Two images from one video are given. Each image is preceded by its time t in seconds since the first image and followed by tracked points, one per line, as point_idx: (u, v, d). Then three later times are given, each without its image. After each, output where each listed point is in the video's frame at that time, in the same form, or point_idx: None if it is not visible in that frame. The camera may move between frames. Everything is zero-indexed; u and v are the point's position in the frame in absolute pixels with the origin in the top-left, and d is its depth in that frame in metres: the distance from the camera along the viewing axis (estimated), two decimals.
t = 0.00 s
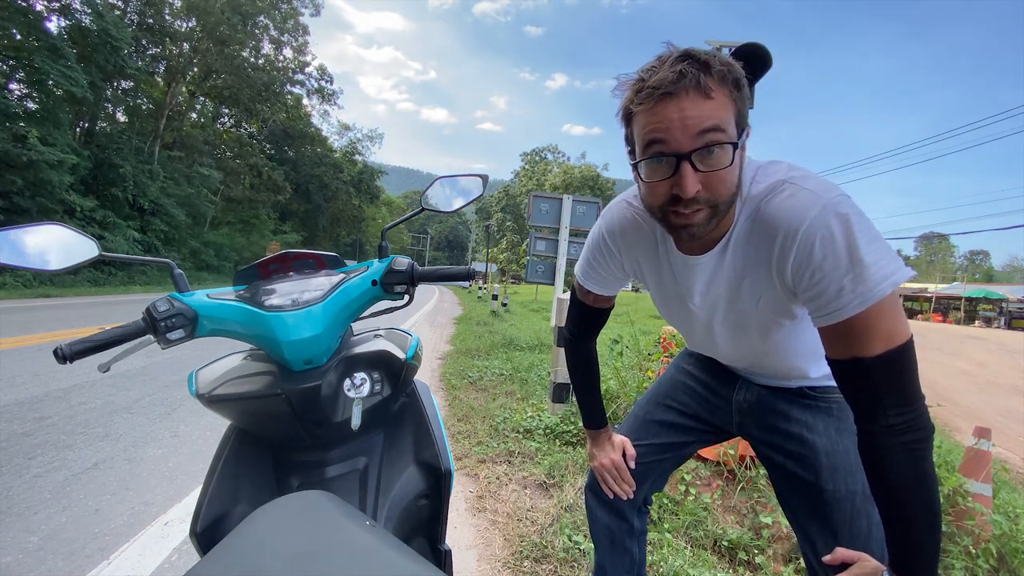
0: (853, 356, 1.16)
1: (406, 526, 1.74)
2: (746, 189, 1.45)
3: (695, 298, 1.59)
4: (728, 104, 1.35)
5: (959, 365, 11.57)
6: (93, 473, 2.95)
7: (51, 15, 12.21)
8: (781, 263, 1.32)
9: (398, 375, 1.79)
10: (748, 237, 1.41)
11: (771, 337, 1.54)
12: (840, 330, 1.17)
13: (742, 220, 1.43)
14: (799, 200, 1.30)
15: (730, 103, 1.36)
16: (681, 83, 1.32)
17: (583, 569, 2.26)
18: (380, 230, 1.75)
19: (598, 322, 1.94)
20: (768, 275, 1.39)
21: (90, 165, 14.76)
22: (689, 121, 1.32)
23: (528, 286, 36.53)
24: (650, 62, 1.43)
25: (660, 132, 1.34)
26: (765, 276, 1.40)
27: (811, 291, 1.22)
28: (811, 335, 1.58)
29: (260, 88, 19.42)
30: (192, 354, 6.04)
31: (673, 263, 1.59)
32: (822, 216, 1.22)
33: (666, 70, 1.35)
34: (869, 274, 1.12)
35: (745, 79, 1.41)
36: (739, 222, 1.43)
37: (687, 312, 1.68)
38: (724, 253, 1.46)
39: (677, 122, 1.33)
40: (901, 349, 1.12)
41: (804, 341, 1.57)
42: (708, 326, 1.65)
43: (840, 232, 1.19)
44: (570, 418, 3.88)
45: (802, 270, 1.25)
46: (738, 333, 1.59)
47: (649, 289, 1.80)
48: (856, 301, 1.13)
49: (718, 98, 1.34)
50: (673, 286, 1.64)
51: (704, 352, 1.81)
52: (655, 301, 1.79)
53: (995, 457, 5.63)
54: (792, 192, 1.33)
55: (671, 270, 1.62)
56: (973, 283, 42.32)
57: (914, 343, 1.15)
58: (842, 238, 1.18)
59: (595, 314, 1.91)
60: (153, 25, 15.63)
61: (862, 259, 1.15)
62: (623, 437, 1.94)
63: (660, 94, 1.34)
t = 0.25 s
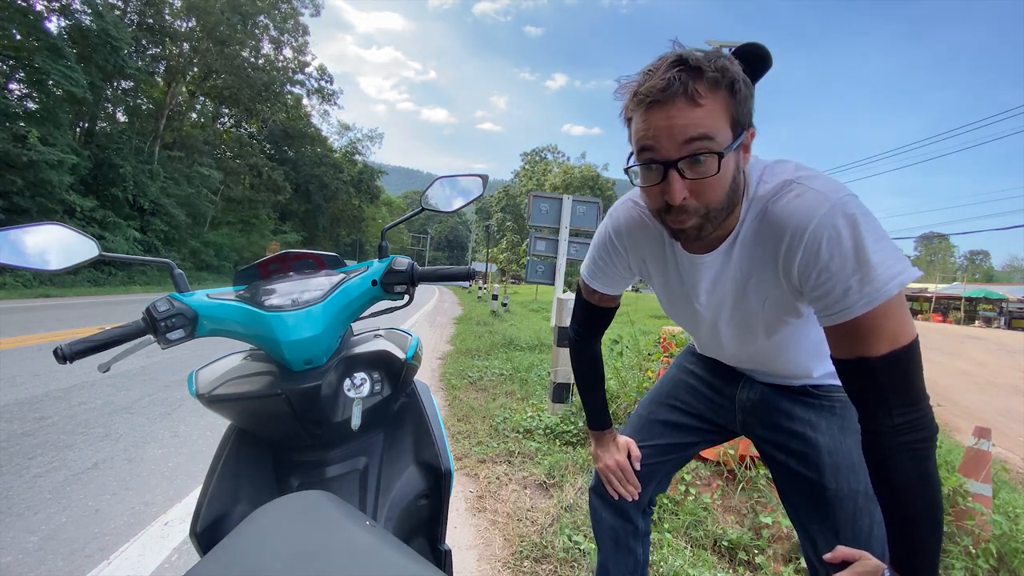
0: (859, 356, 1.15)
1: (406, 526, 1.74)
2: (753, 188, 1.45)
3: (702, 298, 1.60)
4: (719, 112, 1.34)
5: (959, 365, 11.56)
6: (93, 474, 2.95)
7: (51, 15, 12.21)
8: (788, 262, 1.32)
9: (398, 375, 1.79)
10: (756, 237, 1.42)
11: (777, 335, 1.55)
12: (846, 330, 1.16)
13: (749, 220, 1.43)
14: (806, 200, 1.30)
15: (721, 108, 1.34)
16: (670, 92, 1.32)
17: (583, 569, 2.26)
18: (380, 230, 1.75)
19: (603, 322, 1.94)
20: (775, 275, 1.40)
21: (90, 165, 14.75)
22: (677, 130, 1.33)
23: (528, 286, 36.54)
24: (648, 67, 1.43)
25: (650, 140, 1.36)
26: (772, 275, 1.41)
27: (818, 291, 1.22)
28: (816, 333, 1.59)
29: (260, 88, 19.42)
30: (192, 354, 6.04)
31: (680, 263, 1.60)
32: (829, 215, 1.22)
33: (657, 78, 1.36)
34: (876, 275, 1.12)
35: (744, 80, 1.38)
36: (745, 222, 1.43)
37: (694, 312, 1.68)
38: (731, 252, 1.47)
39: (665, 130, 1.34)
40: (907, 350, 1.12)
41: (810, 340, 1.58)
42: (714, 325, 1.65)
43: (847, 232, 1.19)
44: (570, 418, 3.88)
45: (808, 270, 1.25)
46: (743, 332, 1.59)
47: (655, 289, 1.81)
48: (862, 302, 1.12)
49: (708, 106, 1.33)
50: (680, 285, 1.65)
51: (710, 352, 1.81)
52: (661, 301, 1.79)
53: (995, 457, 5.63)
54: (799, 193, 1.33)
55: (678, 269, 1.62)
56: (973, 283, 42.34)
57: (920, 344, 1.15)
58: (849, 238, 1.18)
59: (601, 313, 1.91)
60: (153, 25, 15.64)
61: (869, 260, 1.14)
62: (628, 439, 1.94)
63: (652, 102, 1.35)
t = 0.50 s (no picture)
0: (867, 358, 1.15)
1: (406, 526, 1.74)
2: (761, 189, 1.45)
3: (708, 298, 1.60)
4: (711, 119, 1.33)
5: (959, 365, 11.56)
6: (93, 473, 2.95)
7: (51, 15, 12.21)
8: (797, 263, 1.33)
9: (398, 375, 1.79)
10: (764, 237, 1.42)
11: (784, 335, 1.55)
12: (854, 332, 1.16)
13: (757, 221, 1.43)
14: (816, 200, 1.30)
15: (711, 115, 1.33)
16: (661, 100, 1.33)
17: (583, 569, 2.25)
18: (380, 230, 1.75)
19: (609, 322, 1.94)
20: (782, 275, 1.40)
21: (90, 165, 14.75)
22: (665, 138, 1.33)
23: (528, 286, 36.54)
24: (649, 72, 1.43)
25: (641, 147, 1.37)
26: (780, 275, 1.41)
27: (826, 291, 1.22)
28: (822, 332, 1.59)
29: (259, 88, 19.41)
30: (192, 354, 6.04)
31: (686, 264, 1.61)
32: (839, 215, 1.23)
33: (652, 85, 1.36)
34: (886, 277, 1.12)
35: (739, 87, 1.35)
36: (753, 222, 1.44)
37: (701, 312, 1.68)
38: (739, 252, 1.47)
39: (654, 138, 1.34)
40: (916, 351, 1.12)
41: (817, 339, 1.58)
42: (720, 326, 1.66)
43: (857, 233, 1.19)
44: (570, 418, 3.88)
45: (817, 271, 1.25)
46: (751, 332, 1.60)
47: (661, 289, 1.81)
48: (872, 304, 1.12)
49: (698, 113, 1.31)
50: (687, 285, 1.66)
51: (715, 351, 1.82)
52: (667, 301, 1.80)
53: (995, 457, 5.63)
54: (809, 193, 1.33)
55: (685, 269, 1.63)
56: (973, 283, 42.32)
57: (929, 346, 1.15)
58: (858, 239, 1.18)
59: (607, 312, 1.92)
60: (153, 25, 15.64)
61: (879, 261, 1.14)
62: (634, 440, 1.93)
63: (646, 109, 1.35)
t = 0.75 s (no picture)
0: (880, 352, 1.16)
1: (405, 526, 1.74)
2: (782, 181, 1.46)
3: (723, 290, 1.61)
4: (711, 113, 1.33)
5: (960, 365, 11.56)
6: (93, 473, 2.95)
7: (51, 15, 12.20)
8: (817, 256, 1.33)
9: (398, 375, 1.79)
10: (785, 229, 1.43)
11: (800, 329, 1.56)
12: (868, 325, 1.17)
13: (777, 212, 1.44)
14: (841, 192, 1.30)
15: (715, 110, 1.33)
16: (657, 99, 1.34)
17: (582, 569, 2.26)
18: (380, 230, 1.75)
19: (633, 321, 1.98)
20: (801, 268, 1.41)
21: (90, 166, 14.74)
22: (664, 137, 1.34)
23: (529, 287, 36.56)
24: (648, 71, 1.44)
25: (644, 147, 1.39)
26: (799, 268, 1.42)
27: (846, 285, 1.22)
28: (836, 326, 1.60)
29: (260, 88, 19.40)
30: (192, 354, 6.04)
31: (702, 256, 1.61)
32: (865, 208, 1.22)
33: (650, 84, 1.37)
34: (910, 271, 1.12)
35: (735, 78, 1.35)
36: (773, 214, 1.45)
37: (715, 306, 1.69)
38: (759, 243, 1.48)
39: (655, 136, 1.36)
40: (928, 348, 1.12)
41: (829, 332, 1.60)
42: (733, 320, 1.66)
43: (881, 225, 1.19)
44: (570, 418, 3.88)
45: (838, 263, 1.25)
46: (765, 325, 1.60)
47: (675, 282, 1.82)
48: (893, 298, 1.13)
49: (697, 109, 1.32)
50: (701, 278, 1.66)
51: (725, 346, 1.82)
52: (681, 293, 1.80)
53: (995, 457, 5.63)
54: (833, 185, 1.33)
55: (699, 261, 1.64)
56: (973, 283, 42.29)
57: (942, 344, 1.15)
58: (882, 232, 1.18)
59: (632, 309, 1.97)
60: (153, 25, 15.65)
61: (903, 255, 1.14)
62: (637, 441, 1.92)
63: (646, 108, 1.37)
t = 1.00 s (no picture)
0: (884, 352, 1.17)
1: (406, 526, 1.74)
2: (784, 180, 1.46)
3: (726, 291, 1.61)
4: (711, 111, 1.33)
5: (960, 365, 11.55)
6: (93, 473, 2.95)
7: (51, 15, 12.19)
8: (820, 256, 1.33)
9: (398, 375, 1.79)
10: (788, 229, 1.43)
11: (804, 328, 1.56)
12: (872, 325, 1.18)
13: (780, 211, 1.45)
14: (843, 190, 1.30)
15: (717, 107, 1.34)
16: (656, 99, 1.35)
17: (583, 569, 2.26)
18: (380, 230, 1.75)
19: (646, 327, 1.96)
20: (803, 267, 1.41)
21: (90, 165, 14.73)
22: (665, 137, 1.35)
23: (529, 287, 36.56)
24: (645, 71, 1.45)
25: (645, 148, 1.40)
26: (803, 267, 1.42)
27: (849, 285, 1.23)
28: (840, 325, 1.60)
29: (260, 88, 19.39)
30: (192, 354, 6.04)
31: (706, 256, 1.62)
32: (867, 207, 1.23)
33: (647, 85, 1.38)
34: (913, 271, 1.12)
35: (734, 74, 1.35)
36: (775, 214, 1.45)
37: (719, 307, 1.70)
38: (762, 243, 1.49)
39: (656, 136, 1.36)
40: (933, 347, 1.13)
41: (834, 331, 1.60)
42: (737, 320, 1.67)
43: (883, 226, 1.19)
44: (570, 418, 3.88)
45: (840, 263, 1.26)
46: (769, 326, 1.61)
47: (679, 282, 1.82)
48: (895, 299, 1.13)
49: (697, 108, 1.32)
50: (705, 278, 1.67)
51: (728, 346, 1.83)
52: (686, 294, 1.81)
53: (995, 457, 5.62)
54: (835, 184, 1.34)
55: (704, 261, 1.64)
56: (973, 283, 42.30)
57: (946, 343, 1.16)
58: (885, 233, 1.18)
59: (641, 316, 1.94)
60: (153, 25, 15.66)
61: (906, 255, 1.15)
62: (639, 440, 1.92)
63: (644, 109, 1.38)
